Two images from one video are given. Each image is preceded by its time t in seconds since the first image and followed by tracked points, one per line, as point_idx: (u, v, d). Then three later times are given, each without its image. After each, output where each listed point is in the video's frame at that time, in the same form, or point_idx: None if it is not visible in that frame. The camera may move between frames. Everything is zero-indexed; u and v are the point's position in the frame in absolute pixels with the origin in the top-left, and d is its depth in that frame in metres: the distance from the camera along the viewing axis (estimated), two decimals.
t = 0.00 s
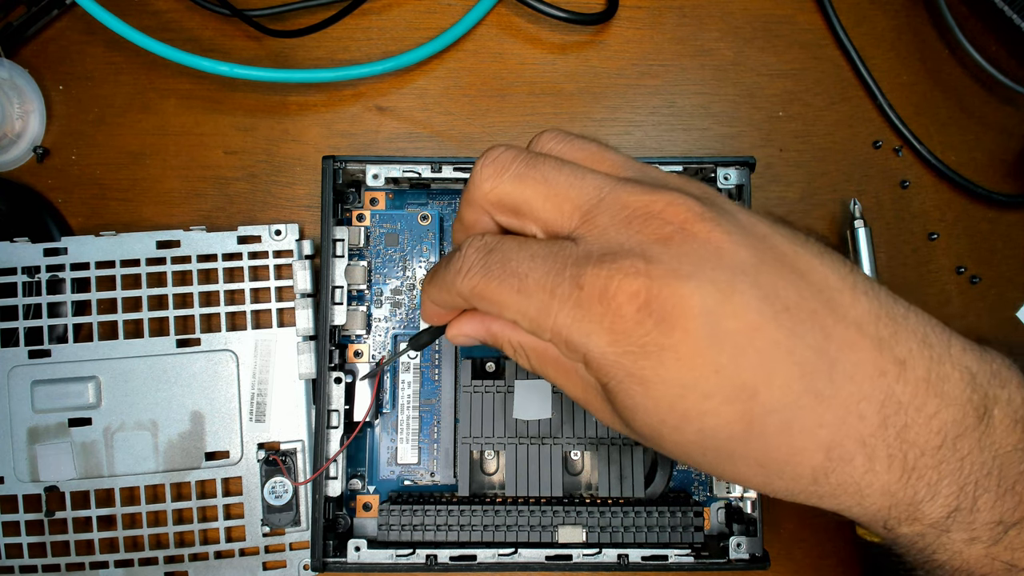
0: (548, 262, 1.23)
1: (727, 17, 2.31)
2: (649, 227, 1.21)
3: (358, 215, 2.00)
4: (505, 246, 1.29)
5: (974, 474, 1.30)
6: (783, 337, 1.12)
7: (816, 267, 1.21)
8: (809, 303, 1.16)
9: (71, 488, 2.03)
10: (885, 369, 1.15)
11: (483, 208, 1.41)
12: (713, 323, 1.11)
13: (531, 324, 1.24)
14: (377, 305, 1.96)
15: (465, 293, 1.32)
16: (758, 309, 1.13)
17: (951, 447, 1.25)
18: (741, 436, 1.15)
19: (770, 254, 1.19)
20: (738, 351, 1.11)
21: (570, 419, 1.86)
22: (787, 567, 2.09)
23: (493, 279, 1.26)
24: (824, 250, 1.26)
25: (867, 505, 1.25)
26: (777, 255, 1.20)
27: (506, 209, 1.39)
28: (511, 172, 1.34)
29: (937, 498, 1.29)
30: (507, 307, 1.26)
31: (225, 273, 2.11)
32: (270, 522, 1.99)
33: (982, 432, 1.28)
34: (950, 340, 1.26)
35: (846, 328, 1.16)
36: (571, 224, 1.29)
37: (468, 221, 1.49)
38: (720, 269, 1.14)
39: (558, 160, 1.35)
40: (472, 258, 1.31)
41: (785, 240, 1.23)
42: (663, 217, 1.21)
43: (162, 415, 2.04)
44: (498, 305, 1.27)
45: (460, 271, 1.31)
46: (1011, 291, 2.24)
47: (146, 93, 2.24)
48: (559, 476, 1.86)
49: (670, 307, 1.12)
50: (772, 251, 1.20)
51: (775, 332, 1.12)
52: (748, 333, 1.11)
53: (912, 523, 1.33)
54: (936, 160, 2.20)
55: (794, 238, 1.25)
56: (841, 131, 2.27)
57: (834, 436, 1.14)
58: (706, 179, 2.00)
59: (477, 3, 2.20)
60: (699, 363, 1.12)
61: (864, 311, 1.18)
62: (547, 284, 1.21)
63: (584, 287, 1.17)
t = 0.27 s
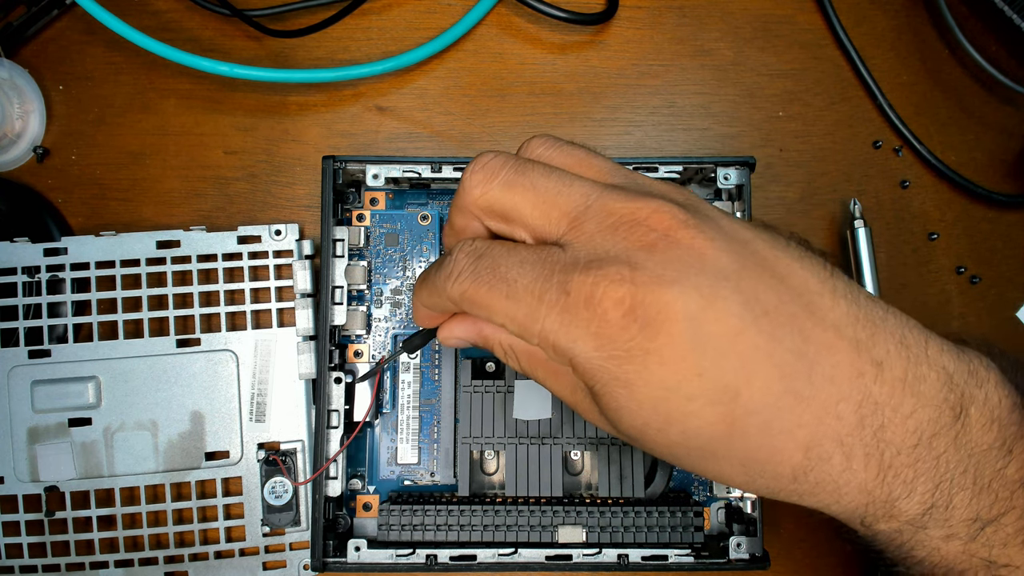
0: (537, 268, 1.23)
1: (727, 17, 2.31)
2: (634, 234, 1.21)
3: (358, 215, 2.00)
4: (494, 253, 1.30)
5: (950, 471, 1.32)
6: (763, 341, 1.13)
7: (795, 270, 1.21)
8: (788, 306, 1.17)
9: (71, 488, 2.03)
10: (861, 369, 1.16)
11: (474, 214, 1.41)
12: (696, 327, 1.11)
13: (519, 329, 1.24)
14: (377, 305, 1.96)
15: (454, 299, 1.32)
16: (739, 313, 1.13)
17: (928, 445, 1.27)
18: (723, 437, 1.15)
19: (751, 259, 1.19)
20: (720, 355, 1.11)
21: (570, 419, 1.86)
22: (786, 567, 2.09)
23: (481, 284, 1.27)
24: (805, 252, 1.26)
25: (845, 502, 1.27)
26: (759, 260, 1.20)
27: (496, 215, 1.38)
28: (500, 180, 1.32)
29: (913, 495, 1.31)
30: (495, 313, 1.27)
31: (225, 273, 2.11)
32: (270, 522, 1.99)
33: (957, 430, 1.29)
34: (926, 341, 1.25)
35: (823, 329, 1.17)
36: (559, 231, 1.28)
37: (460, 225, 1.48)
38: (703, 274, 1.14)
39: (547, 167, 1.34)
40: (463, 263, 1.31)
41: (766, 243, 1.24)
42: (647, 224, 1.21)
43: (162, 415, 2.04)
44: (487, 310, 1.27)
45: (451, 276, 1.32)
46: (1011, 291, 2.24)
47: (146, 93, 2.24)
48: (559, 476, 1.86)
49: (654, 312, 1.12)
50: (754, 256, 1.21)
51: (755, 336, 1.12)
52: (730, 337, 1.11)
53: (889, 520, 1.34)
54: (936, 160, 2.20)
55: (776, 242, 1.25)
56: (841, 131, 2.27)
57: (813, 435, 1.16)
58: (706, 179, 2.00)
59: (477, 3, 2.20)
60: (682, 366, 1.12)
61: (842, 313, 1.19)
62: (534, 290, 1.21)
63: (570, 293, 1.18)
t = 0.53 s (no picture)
0: (527, 278, 1.23)
1: (727, 17, 2.31)
2: (622, 244, 1.22)
3: (358, 215, 2.00)
4: (484, 261, 1.28)
5: (939, 476, 1.33)
6: (751, 349, 1.14)
7: (783, 278, 1.22)
8: (775, 313, 1.17)
9: (71, 488, 2.03)
10: (849, 376, 1.18)
11: (463, 221, 1.40)
12: (684, 336, 1.13)
13: (509, 338, 1.24)
14: (377, 305, 1.96)
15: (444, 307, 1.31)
16: (727, 321, 1.14)
17: (916, 452, 1.28)
18: (713, 445, 1.17)
19: (739, 267, 1.20)
20: (709, 363, 1.13)
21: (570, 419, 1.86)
22: (787, 567, 2.09)
23: (472, 293, 1.26)
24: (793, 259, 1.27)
25: (834, 507, 1.29)
26: (747, 268, 1.21)
27: (486, 223, 1.38)
28: (491, 188, 1.32)
29: (902, 500, 1.32)
30: (485, 322, 1.27)
31: (225, 273, 2.11)
32: (270, 522, 1.99)
33: (946, 436, 1.30)
34: (914, 346, 1.27)
35: (812, 337, 1.18)
36: (548, 240, 1.28)
37: (450, 233, 1.47)
38: (690, 284, 1.16)
39: (536, 175, 1.34)
40: (454, 272, 1.30)
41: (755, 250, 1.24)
42: (636, 234, 1.22)
43: (162, 415, 2.04)
44: (477, 319, 1.27)
45: (441, 285, 1.30)
46: (1011, 291, 2.24)
47: (146, 93, 2.24)
48: (559, 476, 1.86)
49: (642, 321, 1.14)
50: (742, 264, 1.21)
51: (743, 345, 1.14)
52: (718, 346, 1.13)
53: (878, 524, 1.36)
54: (937, 160, 2.20)
55: (764, 248, 1.26)
56: (841, 131, 2.27)
57: (801, 442, 1.17)
58: (706, 179, 2.00)
59: (477, 2, 2.20)
60: (671, 375, 1.14)
61: (830, 321, 1.20)
62: (524, 300, 1.21)
63: (560, 303, 1.18)
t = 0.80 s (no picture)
0: (536, 272, 1.22)
1: (727, 17, 2.31)
2: (633, 238, 1.21)
3: (358, 215, 2.00)
4: (491, 257, 1.28)
5: (945, 475, 1.31)
6: (762, 346, 1.13)
7: (794, 274, 1.21)
8: (786, 310, 1.17)
9: (71, 488, 2.03)
10: (860, 374, 1.16)
11: (470, 213, 1.38)
12: (694, 332, 1.12)
13: (517, 333, 1.23)
14: (377, 305, 1.96)
15: (451, 302, 1.32)
16: (738, 318, 1.13)
17: (923, 450, 1.26)
18: (716, 445, 1.17)
19: (750, 263, 1.19)
20: (716, 360, 1.12)
21: (570, 419, 1.87)
22: (786, 567, 2.09)
23: (479, 289, 1.26)
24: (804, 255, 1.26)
25: (840, 505, 1.29)
26: (759, 264, 1.20)
27: (493, 215, 1.35)
28: (499, 179, 1.30)
29: (908, 498, 1.32)
30: (493, 316, 1.26)
31: (225, 273, 2.11)
32: (270, 522, 2.00)
33: (953, 434, 1.28)
34: (925, 343, 1.24)
35: (823, 334, 1.17)
36: (558, 233, 1.27)
37: (455, 226, 1.45)
38: (702, 280, 1.14)
39: (546, 167, 1.32)
40: (460, 266, 1.30)
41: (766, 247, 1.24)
42: (648, 227, 1.21)
43: (162, 415, 2.04)
44: (485, 315, 1.27)
45: (448, 280, 1.30)
46: (1011, 291, 2.24)
47: (146, 93, 2.24)
48: (559, 476, 1.86)
49: (654, 317, 1.12)
50: (753, 260, 1.21)
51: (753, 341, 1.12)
52: (728, 343, 1.11)
53: (884, 523, 1.36)
54: (937, 160, 2.20)
55: (776, 245, 1.25)
56: (841, 131, 2.27)
57: (804, 442, 1.17)
58: (706, 179, 2.00)
59: (477, 2, 2.20)
60: (680, 372, 1.13)
61: (841, 317, 1.19)
62: (533, 295, 1.20)
63: (570, 299, 1.17)
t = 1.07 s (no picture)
0: (595, 213, 1.19)
1: (727, 17, 2.31)
2: (710, 184, 1.18)
3: (358, 215, 2.00)
4: (545, 194, 1.26)
5: (997, 462, 1.27)
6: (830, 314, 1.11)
7: (867, 244, 1.20)
8: (860, 281, 1.14)
9: (71, 488, 2.03)
10: (920, 353, 1.14)
11: (524, 141, 1.34)
12: (768, 297, 1.09)
13: (569, 276, 1.21)
14: (377, 305, 1.96)
15: (498, 239, 1.28)
16: (812, 283, 1.11)
17: (977, 434, 1.24)
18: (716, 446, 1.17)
19: (827, 229, 1.18)
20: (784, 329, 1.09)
21: (569, 419, 1.87)
22: (787, 567, 2.09)
23: (529, 227, 1.24)
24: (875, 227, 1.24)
25: (885, 486, 1.24)
26: (833, 229, 1.19)
27: (547, 145, 1.32)
28: (561, 105, 1.26)
29: (958, 483, 1.27)
30: (541, 258, 1.24)
31: (225, 273, 2.11)
32: (270, 522, 2.00)
33: (1007, 420, 1.26)
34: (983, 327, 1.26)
35: (892, 308, 1.14)
36: (624, 173, 1.23)
37: (501, 153, 1.41)
38: (780, 242, 1.12)
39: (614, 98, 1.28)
40: (507, 200, 1.28)
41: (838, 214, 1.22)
42: (727, 175, 1.18)
43: (162, 415, 2.04)
44: (533, 254, 1.24)
45: (492, 216, 1.28)
46: (1011, 291, 2.24)
47: (146, 93, 2.24)
48: (559, 476, 1.86)
49: (725, 278, 1.09)
50: (829, 225, 1.19)
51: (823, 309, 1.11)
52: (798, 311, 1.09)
53: (929, 506, 1.31)
54: (937, 160, 2.20)
55: (849, 213, 1.24)
56: (841, 131, 2.27)
57: (803, 443, 1.16)
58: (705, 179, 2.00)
59: (477, 3, 2.20)
60: (746, 336, 1.09)
61: (909, 292, 1.17)
62: (592, 237, 1.18)
63: (637, 246, 1.14)
